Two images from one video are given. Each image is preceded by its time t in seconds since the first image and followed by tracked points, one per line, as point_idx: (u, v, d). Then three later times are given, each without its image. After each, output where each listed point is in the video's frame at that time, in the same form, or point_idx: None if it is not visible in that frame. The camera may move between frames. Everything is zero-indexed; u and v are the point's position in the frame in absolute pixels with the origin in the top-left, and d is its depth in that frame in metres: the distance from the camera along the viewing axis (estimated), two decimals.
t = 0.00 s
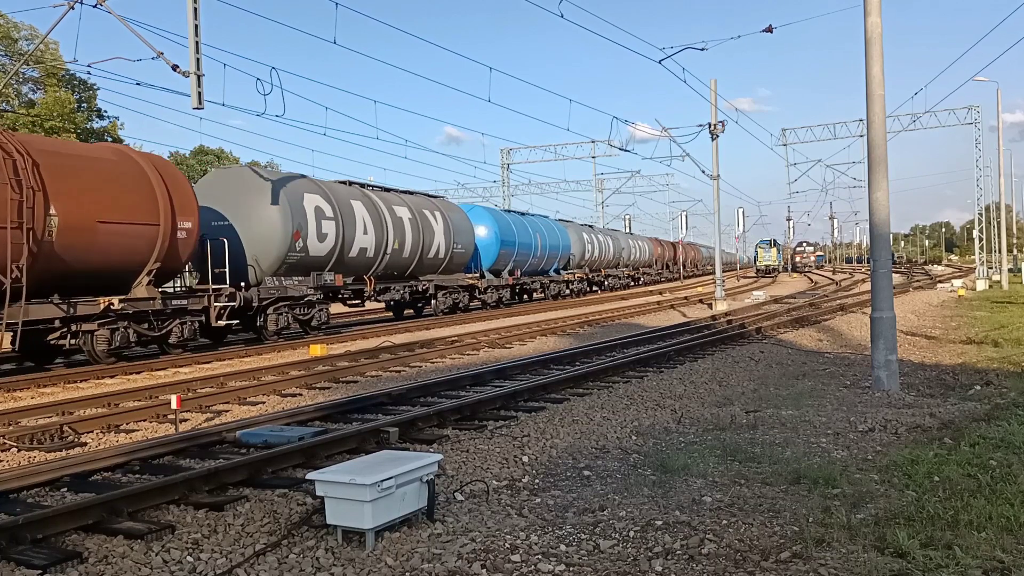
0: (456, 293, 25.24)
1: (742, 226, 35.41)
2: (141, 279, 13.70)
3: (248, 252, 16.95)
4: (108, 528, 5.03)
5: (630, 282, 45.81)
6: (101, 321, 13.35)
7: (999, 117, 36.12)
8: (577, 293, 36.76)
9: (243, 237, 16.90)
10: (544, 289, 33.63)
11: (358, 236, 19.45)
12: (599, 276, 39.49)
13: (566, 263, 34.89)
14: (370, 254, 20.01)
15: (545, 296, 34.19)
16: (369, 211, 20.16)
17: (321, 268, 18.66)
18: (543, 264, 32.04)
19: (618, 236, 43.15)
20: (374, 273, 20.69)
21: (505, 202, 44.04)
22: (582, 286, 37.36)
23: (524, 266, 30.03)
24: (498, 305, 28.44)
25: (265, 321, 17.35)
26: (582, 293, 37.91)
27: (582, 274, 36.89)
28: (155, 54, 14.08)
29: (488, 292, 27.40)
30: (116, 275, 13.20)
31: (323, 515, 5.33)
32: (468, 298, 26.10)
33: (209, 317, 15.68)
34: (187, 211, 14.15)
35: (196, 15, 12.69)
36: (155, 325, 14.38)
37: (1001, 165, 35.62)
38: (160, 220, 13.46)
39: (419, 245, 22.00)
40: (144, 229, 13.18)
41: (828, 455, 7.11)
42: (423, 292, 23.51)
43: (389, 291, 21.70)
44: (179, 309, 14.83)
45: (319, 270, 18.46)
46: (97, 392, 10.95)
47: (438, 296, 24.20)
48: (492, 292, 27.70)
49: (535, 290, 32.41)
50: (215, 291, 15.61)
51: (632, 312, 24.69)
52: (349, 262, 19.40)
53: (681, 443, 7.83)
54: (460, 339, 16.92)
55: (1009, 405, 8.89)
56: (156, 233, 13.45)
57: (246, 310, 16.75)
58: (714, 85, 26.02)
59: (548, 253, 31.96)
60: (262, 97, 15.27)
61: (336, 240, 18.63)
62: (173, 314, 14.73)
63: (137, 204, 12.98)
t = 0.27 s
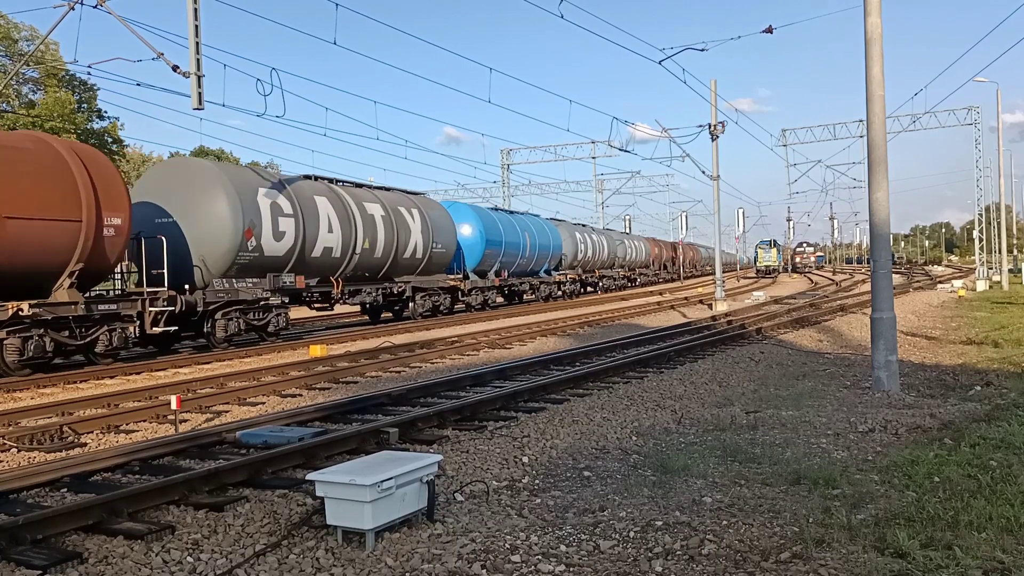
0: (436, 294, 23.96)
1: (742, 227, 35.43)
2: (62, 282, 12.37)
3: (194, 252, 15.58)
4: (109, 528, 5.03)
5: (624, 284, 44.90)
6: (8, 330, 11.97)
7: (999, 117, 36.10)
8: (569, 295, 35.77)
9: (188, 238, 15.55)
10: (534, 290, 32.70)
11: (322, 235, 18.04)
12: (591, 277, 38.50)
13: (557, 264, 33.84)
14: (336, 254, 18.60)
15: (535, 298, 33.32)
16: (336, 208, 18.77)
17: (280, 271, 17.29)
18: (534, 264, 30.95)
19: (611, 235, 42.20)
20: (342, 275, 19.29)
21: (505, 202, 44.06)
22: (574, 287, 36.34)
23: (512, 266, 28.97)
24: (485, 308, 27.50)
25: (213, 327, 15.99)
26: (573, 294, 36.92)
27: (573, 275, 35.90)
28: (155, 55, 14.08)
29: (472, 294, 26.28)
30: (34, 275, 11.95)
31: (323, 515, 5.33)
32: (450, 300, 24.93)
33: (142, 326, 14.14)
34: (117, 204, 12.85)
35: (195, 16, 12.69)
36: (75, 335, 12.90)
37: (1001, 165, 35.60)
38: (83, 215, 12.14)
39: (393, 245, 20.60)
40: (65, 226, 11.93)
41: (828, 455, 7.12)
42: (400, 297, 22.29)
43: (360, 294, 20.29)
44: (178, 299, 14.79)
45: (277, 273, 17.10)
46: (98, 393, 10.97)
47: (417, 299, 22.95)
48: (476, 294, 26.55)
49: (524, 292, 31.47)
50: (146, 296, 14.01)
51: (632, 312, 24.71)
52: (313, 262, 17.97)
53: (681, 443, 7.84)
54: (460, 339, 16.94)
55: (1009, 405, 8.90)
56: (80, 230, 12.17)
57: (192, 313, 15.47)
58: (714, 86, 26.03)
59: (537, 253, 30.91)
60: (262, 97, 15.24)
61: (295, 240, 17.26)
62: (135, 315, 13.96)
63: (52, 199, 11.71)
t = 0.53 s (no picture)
0: (413, 296, 22.45)
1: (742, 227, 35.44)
2: None
3: (129, 252, 14.21)
4: (109, 528, 5.03)
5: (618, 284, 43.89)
6: None
7: (999, 118, 36.10)
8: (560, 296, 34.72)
9: (124, 236, 14.19)
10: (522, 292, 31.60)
11: (279, 234, 16.61)
12: (583, 277, 37.44)
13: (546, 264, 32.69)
14: (296, 254, 17.16)
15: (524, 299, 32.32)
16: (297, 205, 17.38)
17: (232, 272, 15.88)
18: (522, 264, 29.74)
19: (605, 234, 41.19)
20: (305, 277, 17.87)
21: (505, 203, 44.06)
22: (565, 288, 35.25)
23: (499, 267, 27.78)
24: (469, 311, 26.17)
25: (150, 334, 14.67)
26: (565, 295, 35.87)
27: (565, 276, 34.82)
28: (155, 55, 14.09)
29: (455, 296, 25.02)
30: None
31: (323, 515, 5.34)
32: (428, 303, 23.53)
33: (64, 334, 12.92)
34: (30, 198, 11.67)
35: (195, 16, 12.69)
36: None
37: (1001, 165, 35.60)
38: None
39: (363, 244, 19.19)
40: None
41: (827, 455, 7.13)
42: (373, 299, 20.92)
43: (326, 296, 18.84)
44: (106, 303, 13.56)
45: (228, 274, 15.70)
46: (98, 393, 10.98)
47: (391, 303, 21.50)
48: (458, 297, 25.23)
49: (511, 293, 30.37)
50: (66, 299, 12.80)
51: (632, 312, 24.73)
52: (269, 263, 16.56)
53: (681, 443, 7.85)
54: (460, 339, 16.97)
55: (1009, 405, 8.91)
56: None
57: (123, 319, 14.08)
58: (714, 86, 26.04)
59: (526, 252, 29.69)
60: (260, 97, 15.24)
61: (248, 239, 15.84)
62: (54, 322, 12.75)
63: None
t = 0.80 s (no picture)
0: (385, 298, 21.01)
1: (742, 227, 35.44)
2: None
3: (49, 252, 12.92)
4: (108, 528, 5.03)
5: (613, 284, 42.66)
6: None
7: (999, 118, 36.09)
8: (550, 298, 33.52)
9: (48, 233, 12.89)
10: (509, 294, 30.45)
11: (228, 232, 15.09)
12: (574, 278, 36.22)
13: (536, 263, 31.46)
14: (248, 254, 15.65)
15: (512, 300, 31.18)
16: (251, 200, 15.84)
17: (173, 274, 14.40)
18: (508, 263, 28.49)
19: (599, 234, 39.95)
20: (260, 279, 16.37)
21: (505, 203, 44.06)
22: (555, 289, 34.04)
23: (483, 267, 26.58)
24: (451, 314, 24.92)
25: (73, 342, 13.28)
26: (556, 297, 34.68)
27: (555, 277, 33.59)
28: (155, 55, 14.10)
29: (434, 298, 23.73)
30: None
31: (323, 515, 5.33)
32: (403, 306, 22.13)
33: None
34: None
35: (195, 16, 12.69)
36: None
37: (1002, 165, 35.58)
38: None
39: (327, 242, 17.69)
40: None
41: (828, 455, 7.13)
42: (341, 301, 19.53)
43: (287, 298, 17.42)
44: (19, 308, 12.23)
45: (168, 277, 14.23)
46: (98, 393, 10.98)
47: (361, 305, 20.10)
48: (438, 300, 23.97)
49: (498, 295, 29.24)
50: None
51: (632, 312, 24.73)
52: (217, 265, 15.07)
53: (681, 443, 7.85)
54: (460, 339, 16.99)
55: (1009, 405, 8.91)
56: None
57: (39, 327, 12.79)
58: (715, 86, 26.03)
59: (512, 251, 28.46)
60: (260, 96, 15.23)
61: (190, 237, 14.34)
62: None
63: None
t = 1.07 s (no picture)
0: (353, 300, 19.66)
1: (742, 227, 35.44)
2: None
3: None
4: (108, 528, 5.03)
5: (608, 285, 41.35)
6: None
7: (999, 118, 36.09)
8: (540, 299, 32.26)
9: None
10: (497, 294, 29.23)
11: (164, 228, 13.71)
12: (566, 278, 34.94)
13: (525, 263, 30.17)
14: (189, 254, 14.29)
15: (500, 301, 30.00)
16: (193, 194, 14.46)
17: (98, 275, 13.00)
18: (494, 263, 27.18)
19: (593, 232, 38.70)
20: (206, 280, 15.03)
21: (505, 202, 44.05)
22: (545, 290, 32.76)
23: (468, 267, 25.28)
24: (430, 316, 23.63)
25: None
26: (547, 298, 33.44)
27: (546, 277, 32.33)
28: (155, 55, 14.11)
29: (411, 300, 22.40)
30: None
31: (322, 515, 5.33)
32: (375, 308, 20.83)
33: None
34: None
35: (196, 16, 12.69)
36: None
37: (1002, 165, 35.59)
38: None
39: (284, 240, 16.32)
40: None
41: (827, 455, 7.12)
42: (303, 305, 18.21)
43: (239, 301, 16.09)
44: None
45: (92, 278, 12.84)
46: (98, 392, 10.98)
47: (325, 309, 18.78)
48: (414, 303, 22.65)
49: (484, 296, 28.01)
50: None
51: (631, 312, 24.74)
52: (153, 265, 13.72)
53: (681, 443, 7.84)
54: (460, 339, 16.98)
55: (1009, 405, 8.91)
56: None
57: None
58: (714, 86, 26.05)
59: (499, 250, 27.15)
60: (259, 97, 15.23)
61: (118, 235, 12.91)
62: None
63: None
